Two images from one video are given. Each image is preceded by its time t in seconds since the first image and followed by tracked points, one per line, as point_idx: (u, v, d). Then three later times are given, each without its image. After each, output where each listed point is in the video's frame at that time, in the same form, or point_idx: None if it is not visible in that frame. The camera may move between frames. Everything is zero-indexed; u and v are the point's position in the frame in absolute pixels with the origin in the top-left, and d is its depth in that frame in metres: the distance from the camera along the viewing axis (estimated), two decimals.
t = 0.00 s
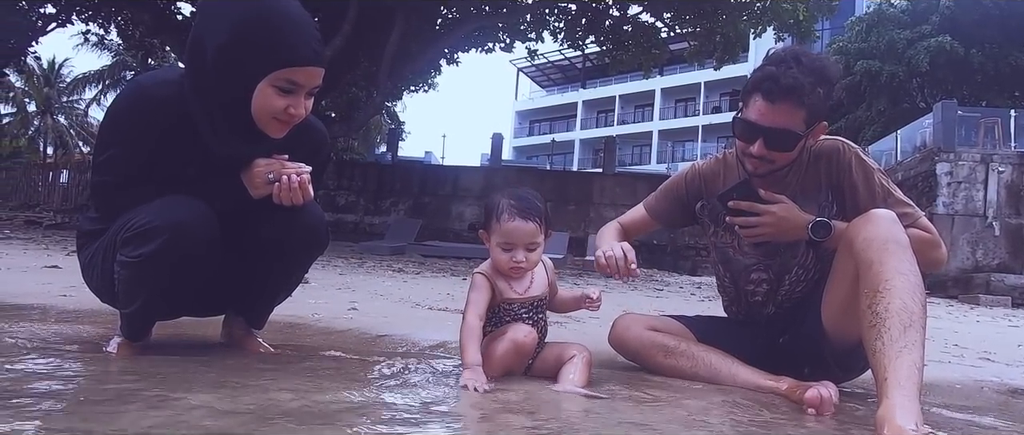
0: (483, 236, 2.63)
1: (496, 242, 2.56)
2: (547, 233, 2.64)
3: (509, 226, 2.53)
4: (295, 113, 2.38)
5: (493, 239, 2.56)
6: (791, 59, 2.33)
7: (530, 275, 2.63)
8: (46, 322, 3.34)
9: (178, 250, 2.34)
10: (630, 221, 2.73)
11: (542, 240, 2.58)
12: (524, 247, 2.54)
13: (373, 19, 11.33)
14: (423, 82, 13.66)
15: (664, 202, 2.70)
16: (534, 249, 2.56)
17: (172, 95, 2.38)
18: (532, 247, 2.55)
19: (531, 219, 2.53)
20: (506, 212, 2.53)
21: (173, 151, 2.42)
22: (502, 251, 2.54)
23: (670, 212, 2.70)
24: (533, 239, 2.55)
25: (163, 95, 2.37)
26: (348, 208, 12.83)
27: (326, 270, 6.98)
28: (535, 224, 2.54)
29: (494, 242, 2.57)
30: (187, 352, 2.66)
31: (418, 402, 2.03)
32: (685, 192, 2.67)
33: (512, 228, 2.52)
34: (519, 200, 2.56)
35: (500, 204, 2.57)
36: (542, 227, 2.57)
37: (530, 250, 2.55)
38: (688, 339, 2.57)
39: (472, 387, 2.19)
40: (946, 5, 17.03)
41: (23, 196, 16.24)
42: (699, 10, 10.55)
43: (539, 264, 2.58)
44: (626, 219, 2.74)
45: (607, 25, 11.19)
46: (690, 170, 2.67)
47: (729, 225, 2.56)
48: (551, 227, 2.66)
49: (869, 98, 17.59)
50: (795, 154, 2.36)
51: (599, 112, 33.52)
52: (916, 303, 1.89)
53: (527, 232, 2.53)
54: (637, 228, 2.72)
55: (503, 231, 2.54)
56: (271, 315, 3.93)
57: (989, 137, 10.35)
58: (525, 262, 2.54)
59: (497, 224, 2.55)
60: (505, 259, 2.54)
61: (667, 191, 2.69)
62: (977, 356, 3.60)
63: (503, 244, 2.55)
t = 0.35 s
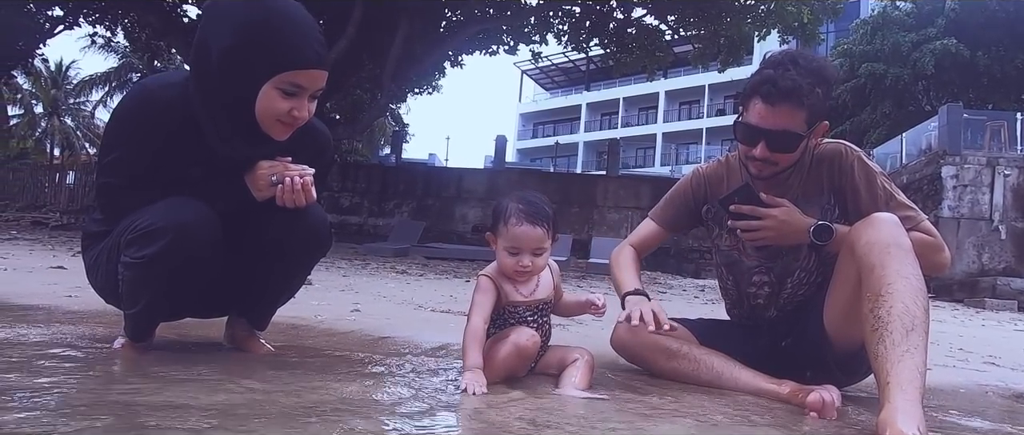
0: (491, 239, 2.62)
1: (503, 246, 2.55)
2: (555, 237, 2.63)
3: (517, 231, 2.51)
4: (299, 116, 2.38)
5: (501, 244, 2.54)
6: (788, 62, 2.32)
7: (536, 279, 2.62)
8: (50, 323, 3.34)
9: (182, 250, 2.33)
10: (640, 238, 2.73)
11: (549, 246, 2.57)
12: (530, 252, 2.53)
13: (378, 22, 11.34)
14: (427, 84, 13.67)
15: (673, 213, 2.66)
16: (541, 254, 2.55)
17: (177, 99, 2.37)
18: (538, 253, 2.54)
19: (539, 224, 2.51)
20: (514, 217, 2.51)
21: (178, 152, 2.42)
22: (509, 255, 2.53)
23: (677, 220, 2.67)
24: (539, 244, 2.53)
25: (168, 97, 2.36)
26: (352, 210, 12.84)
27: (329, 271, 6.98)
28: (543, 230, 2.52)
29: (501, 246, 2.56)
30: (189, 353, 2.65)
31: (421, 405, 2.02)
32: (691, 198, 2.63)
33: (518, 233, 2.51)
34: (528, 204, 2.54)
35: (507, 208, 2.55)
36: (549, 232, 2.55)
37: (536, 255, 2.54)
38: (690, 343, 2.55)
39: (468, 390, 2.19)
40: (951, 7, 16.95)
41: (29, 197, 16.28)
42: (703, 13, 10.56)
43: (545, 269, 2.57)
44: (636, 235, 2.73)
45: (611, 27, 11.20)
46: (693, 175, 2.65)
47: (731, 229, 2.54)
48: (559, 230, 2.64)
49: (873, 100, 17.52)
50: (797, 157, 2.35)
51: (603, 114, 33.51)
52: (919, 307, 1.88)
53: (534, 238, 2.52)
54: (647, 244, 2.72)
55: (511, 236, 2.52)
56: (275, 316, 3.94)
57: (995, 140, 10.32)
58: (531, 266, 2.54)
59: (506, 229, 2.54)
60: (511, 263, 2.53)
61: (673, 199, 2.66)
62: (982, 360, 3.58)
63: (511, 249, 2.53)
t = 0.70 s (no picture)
0: (497, 239, 2.61)
1: (509, 246, 2.54)
2: (562, 239, 2.62)
3: (524, 231, 2.50)
4: (303, 117, 2.37)
5: (507, 244, 2.54)
6: (789, 62, 2.31)
7: (542, 279, 2.61)
8: (55, 322, 3.34)
9: (187, 250, 2.32)
10: (660, 254, 2.63)
11: (556, 248, 2.56)
12: (536, 253, 2.52)
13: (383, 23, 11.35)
14: (432, 86, 13.67)
15: (683, 220, 2.61)
16: (547, 255, 2.54)
17: (182, 99, 2.37)
18: (544, 253, 2.53)
19: (547, 225, 2.50)
20: (521, 217, 2.50)
21: (184, 153, 2.41)
22: (515, 255, 2.53)
23: (687, 227, 2.62)
24: (546, 245, 2.53)
25: (173, 97, 2.36)
26: (356, 211, 12.84)
27: (333, 272, 6.98)
28: (550, 231, 2.51)
29: (507, 246, 2.55)
30: (193, 353, 2.64)
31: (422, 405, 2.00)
32: (698, 203, 2.59)
33: (525, 233, 2.50)
34: (535, 204, 2.53)
35: (514, 208, 2.54)
36: (557, 233, 2.54)
37: (542, 256, 2.54)
38: (694, 344, 2.54)
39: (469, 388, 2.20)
40: (957, 9, 16.89)
41: (35, 197, 16.34)
42: (708, 16, 10.51)
43: (551, 271, 2.56)
44: (654, 254, 2.63)
45: (614, 29, 11.16)
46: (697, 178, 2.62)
47: (735, 232, 2.52)
48: (566, 231, 2.63)
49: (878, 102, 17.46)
50: (800, 156, 2.34)
51: (607, 116, 33.48)
52: (922, 308, 1.87)
53: (541, 238, 2.51)
54: (665, 261, 2.62)
55: (518, 236, 2.52)
56: (280, 316, 3.94)
57: (1001, 143, 10.29)
58: (537, 267, 2.53)
59: (512, 231, 2.53)
60: (517, 263, 2.53)
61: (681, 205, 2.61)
62: (987, 364, 3.56)
63: (517, 249, 2.53)
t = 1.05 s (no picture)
0: (496, 238, 2.61)
1: (508, 246, 2.54)
2: (560, 239, 2.62)
3: (522, 231, 2.50)
4: (304, 118, 2.37)
5: (506, 244, 2.54)
6: (791, 61, 2.30)
7: (541, 280, 2.60)
8: (57, 321, 3.35)
9: (189, 250, 2.32)
10: (665, 259, 2.60)
11: (554, 248, 2.56)
12: (534, 253, 2.52)
13: (387, 24, 11.35)
14: (435, 86, 13.68)
15: (686, 223, 2.59)
16: (544, 256, 2.53)
17: (184, 99, 2.37)
18: (542, 254, 2.53)
19: (544, 226, 2.50)
20: (520, 217, 2.50)
21: (185, 152, 2.40)
22: (514, 256, 2.52)
23: (689, 230, 2.60)
24: (544, 246, 2.52)
25: (174, 97, 2.36)
26: (359, 211, 12.84)
27: (336, 271, 6.98)
28: (548, 231, 2.51)
29: (505, 246, 2.55)
30: (193, 352, 2.64)
31: (420, 406, 2.00)
32: (700, 205, 2.58)
33: (523, 234, 2.50)
34: (534, 205, 2.53)
35: (513, 209, 2.54)
36: (555, 234, 2.54)
37: (540, 256, 2.53)
38: (694, 346, 2.53)
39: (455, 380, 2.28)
40: (961, 10, 16.84)
41: (40, 196, 16.38)
42: (711, 17, 10.54)
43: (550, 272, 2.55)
44: (659, 260, 2.60)
45: (618, 29, 11.13)
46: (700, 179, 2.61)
47: (736, 234, 2.51)
48: (565, 232, 2.63)
49: (882, 103, 17.39)
50: (802, 157, 2.33)
51: (611, 117, 33.46)
52: (923, 311, 1.86)
53: (539, 239, 2.51)
54: (670, 265, 2.59)
55: (516, 236, 2.51)
56: (281, 316, 3.94)
57: (1006, 145, 10.26)
58: (534, 267, 2.52)
59: (511, 231, 2.52)
60: (515, 263, 2.52)
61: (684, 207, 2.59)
62: (989, 366, 3.54)
63: (515, 249, 2.52)
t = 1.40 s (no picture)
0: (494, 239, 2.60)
1: (504, 247, 2.53)
2: (556, 241, 2.61)
3: (519, 232, 2.49)
4: (307, 118, 2.36)
5: (502, 245, 2.53)
6: (794, 62, 2.30)
7: (539, 280, 2.59)
8: (59, 319, 3.34)
9: (192, 249, 2.30)
10: (668, 261, 2.58)
11: (549, 249, 2.55)
12: (530, 254, 2.51)
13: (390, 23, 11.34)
14: (438, 85, 13.68)
15: (688, 224, 2.57)
16: (539, 257, 2.53)
17: (186, 98, 2.35)
18: (538, 255, 2.52)
19: (539, 227, 2.49)
20: (515, 218, 2.49)
21: (188, 151, 2.40)
22: (510, 256, 2.52)
23: (692, 230, 2.58)
24: (539, 247, 2.52)
25: (177, 96, 2.35)
26: (362, 210, 12.85)
27: (338, 271, 6.98)
28: (543, 233, 2.50)
29: (502, 247, 2.55)
30: (194, 351, 2.62)
31: (421, 406, 1.99)
32: (703, 207, 2.57)
33: (519, 236, 2.50)
34: (531, 206, 2.52)
35: (510, 209, 2.53)
36: (552, 235, 2.54)
37: (536, 257, 2.52)
38: (696, 347, 2.51)
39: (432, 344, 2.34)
40: (965, 11, 16.79)
41: (44, 194, 16.41)
42: (713, 17, 10.53)
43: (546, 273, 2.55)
44: (663, 262, 2.58)
45: (621, 29, 11.10)
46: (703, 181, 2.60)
47: (738, 235, 2.50)
48: (563, 232, 2.62)
49: (886, 104, 17.35)
50: (805, 157, 2.32)
51: (613, 117, 33.45)
52: (925, 313, 1.84)
53: (534, 240, 2.50)
54: (673, 268, 2.57)
55: (511, 236, 2.51)
56: (283, 315, 3.94)
57: (1010, 146, 10.23)
58: (530, 268, 2.51)
59: (507, 232, 2.52)
60: (510, 264, 2.52)
61: (687, 208, 2.58)
62: (992, 369, 3.53)
63: (511, 250, 2.52)
